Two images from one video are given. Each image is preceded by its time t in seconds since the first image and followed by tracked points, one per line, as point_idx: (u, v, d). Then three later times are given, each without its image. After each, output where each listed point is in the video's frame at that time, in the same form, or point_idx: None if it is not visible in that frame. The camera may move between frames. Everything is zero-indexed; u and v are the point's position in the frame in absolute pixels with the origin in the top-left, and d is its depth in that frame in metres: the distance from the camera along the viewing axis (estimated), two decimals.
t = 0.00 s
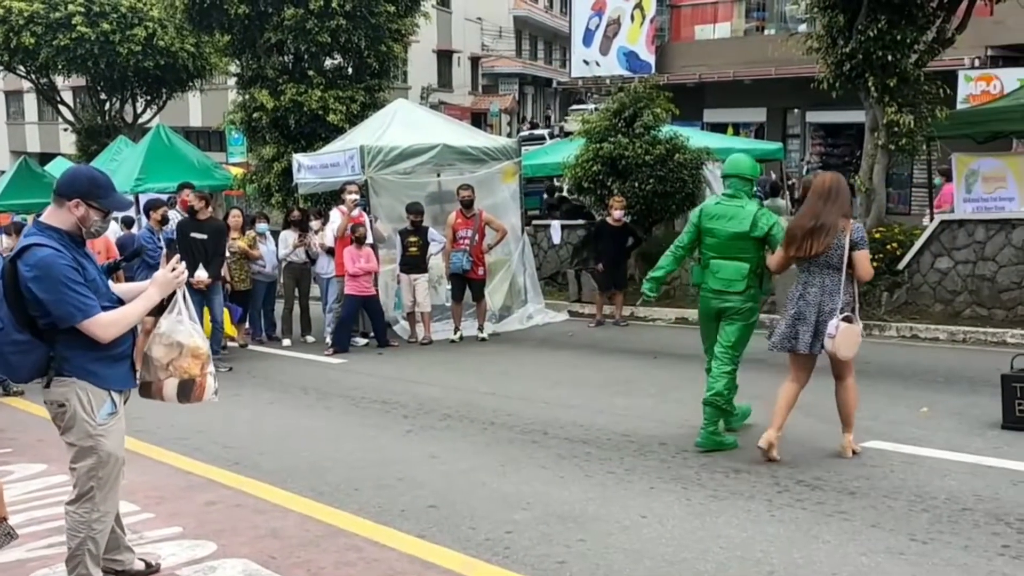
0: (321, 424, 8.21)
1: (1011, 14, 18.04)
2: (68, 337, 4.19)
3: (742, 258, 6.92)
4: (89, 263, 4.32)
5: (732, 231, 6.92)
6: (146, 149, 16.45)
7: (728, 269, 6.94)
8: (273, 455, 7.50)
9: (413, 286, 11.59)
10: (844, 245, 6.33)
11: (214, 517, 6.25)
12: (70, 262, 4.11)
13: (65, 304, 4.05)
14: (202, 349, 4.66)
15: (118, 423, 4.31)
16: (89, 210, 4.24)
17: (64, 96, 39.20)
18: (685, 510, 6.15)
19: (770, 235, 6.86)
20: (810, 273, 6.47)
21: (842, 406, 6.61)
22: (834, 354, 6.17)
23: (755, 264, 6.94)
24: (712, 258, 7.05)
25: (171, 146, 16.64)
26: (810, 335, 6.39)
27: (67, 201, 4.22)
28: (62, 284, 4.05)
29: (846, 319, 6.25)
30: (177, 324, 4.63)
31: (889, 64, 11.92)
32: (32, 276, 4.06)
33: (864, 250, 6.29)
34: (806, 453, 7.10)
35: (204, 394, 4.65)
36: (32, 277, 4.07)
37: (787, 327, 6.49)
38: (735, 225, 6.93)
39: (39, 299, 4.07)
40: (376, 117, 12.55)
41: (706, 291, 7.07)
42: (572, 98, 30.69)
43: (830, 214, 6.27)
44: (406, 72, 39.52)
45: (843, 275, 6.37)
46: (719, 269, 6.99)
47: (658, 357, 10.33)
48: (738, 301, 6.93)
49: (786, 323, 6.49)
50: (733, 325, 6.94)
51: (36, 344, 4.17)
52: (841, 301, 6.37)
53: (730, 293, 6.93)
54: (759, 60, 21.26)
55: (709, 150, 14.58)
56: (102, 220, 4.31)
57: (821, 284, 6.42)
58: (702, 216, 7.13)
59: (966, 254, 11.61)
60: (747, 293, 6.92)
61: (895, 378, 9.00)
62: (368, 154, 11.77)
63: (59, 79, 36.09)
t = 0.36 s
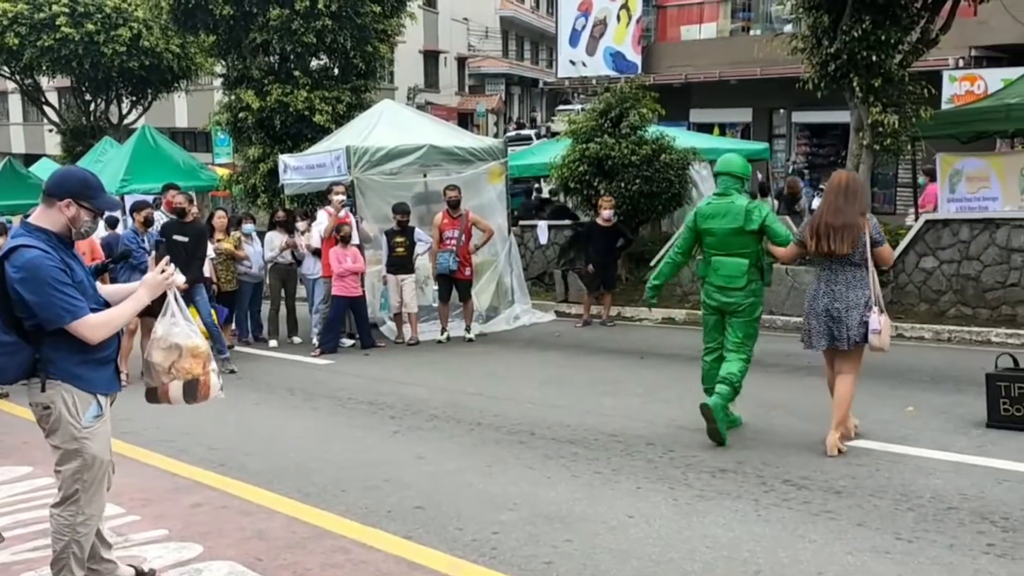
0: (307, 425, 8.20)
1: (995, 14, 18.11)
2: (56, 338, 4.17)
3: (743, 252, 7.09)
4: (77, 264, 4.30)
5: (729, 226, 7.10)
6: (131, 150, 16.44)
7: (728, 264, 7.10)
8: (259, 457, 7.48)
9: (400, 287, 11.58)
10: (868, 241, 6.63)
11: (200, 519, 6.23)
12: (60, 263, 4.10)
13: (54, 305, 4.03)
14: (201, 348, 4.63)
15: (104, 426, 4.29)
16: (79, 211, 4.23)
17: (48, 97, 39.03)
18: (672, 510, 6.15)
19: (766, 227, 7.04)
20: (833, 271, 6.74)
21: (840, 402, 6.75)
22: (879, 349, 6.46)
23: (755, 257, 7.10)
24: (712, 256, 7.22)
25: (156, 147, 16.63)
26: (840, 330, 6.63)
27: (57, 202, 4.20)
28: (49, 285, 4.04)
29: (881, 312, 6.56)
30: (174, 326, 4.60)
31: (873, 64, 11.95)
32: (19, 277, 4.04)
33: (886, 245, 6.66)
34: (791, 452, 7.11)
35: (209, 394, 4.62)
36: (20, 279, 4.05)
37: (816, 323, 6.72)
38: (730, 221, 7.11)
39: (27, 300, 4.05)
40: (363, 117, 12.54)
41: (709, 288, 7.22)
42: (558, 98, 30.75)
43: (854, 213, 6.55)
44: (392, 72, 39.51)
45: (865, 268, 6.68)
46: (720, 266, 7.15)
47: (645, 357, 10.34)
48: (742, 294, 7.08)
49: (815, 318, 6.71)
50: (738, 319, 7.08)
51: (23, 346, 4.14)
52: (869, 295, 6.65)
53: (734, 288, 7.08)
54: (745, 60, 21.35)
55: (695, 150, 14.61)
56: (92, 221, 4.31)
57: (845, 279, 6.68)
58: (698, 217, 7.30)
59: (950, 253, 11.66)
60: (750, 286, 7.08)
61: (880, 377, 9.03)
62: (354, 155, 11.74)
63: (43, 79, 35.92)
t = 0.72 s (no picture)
0: (289, 424, 8.18)
1: (973, 13, 18.22)
2: (41, 335, 4.15)
3: (736, 235, 7.38)
4: (62, 261, 4.27)
5: (722, 210, 7.42)
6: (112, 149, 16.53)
7: (722, 248, 7.39)
8: (241, 456, 7.46)
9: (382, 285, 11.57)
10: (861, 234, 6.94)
11: (181, 518, 6.21)
12: (46, 260, 4.08)
13: (41, 303, 4.02)
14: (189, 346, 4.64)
15: (87, 424, 4.26)
16: (64, 207, 4.21)
17: (29, 96, 38.78)
18: (654, 508, 6.16)
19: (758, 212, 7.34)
20: (829, 265, 6.97)
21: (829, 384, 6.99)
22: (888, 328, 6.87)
23: (748, 241, 7.38)
24: (707, 241, 7.52)
25: (137, 146, 16.69)
26: (838, 321, 6.91)
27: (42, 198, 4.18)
28: (36, 283, 4.02)
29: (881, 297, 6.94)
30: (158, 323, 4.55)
31: (853, 62, 12.01)
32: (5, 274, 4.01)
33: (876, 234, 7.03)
34: (773, 449, 7.13)
35: (196, 391, 4.58)
36: (5, 277, 4.02)
37: (814, 314, 6.95)
38: (724, 205, 7.43)
39: (13, 297, 4.03)
40: (344, 116, 12.54)
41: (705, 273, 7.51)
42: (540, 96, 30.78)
43: (845, 209, 6.81)
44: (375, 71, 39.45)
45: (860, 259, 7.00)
46: (715, 250, 7.44)
47: (628, 355, 10.36)
48: (736, 278, 7.36)
49: (815, 310, 6.94)
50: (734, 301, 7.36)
51: (6, 343, 4.11)
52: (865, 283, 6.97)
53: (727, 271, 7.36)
54: (725, 58, 21.33)
55: (677, 149, 14.63)
56: (76, 218, 4.28)
57: (843, 272, 6.92)
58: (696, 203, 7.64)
59: (930, 251, 11.72)
60: (743, 269, 7.35)
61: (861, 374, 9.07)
62: (336, 153, 11.72)
63: (24, 77, 35.70)
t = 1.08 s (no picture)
0: (265, 424, 8.14)
1: (947, 13, 18.35)
2: (16, 334, 4.12)
3: (732, 234, 7.58)
4: (38, 259, 4.23)
5: (719, 209, 7.61)
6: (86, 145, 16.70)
7: (717, 246, 7.59)
8: (217, 455, 7.41)
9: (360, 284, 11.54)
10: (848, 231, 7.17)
11: (157, 518, 6.17)
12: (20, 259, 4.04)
13: (17, 302, 3.99)
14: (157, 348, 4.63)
15: (63, 424, 4.22)
16: (40, 205, 4.17)
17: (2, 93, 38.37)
18: (631, 506, 6.17)
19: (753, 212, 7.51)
20: (815, 261, 7.19)
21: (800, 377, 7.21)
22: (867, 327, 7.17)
23: (743, 241, 7.57)
24: (705, 239, 7.73)
25: (112, 143, 16.85)
26: (826, 317, 7.14)
27: (17, 196, 4.13)
28: (12, 282, 3.98)
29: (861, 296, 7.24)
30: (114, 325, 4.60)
31: (828, 61, 12.07)
32: None
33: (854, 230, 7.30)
34: (749, 447, 7.16)
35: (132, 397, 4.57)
36: None
37: (804, 308, 7.15)
38: (721, 205, 7.63)
39: None
40: (320, 115, 12.49)
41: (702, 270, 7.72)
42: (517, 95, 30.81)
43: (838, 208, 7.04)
44: (353, 69, 39.35)
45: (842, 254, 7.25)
46: (711, 248, 7.64)
47: (605, 353, 10.37)
48: (733, 276, 7.56)
49: (807, 305, 7.14)
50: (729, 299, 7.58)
51: None
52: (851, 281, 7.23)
53: (723, 269, 7.57)
54: (702, 57, 21.39)
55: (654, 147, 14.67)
56: (52, 215, 4.24)
57: (833, 270, 7.17)
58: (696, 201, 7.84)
59: (905, 249, 11.80)
60: (737, 267, 7.55)
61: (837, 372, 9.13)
62: (313, 151, 11.67)
63: None
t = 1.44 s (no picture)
0: (243, 425, 8.10)
1: (922, 15, 18.51)
2: None
3: (731, 232, 7.78)
4: (13, 261, 4.19)
5: (722, 206, 7.80)
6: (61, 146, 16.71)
7: (717, 242, 7.78)
8: (194, 457, 7.38)
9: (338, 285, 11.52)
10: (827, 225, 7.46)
11: (133, 521, 6.13)
12: None
13: None
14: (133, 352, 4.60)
15: (38, 427, 4.17)
16: (15, 206, 4.13)
17: None
18: (609, 506, 6.18)
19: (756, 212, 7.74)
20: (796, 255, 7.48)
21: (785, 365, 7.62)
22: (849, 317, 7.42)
23: (741, 241, 7.77)
24: (703, 234, 7.91)
25: (88, 143, 16.86)
26: (811, 308, 7.37)
27: None
28: None
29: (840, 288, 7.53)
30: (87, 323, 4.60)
31: (805, 63, 12.13)
32: None
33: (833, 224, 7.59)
34: (726, 446, 7.20)
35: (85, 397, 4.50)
36: None
37: (790, 301, 7.38)
38: (726, 202, 7.82)
39: None
40: (297, 115, 12.44)
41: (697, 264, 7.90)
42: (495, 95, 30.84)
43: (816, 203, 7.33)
44: (331, 69, 39.25)
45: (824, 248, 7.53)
46: (709, 244, 7.83)
47: (583, 354, 10.39)
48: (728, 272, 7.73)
49: (793, 298, 7.37)
50: (722, 297, 7.75)
51: None
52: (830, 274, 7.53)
53: (719, 265, 7.75)
54: (679, 58, 21.47)
55: (632, 148, 14.71)
56: (28, 217, 4.20)
57: (815, 262, 7.46)
58: (698, 196, 8.01)
59: (881, 250, 11.89)
60: (733, 265, 7.73)
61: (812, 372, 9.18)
62: (291, 152, 11.65)
63: None
